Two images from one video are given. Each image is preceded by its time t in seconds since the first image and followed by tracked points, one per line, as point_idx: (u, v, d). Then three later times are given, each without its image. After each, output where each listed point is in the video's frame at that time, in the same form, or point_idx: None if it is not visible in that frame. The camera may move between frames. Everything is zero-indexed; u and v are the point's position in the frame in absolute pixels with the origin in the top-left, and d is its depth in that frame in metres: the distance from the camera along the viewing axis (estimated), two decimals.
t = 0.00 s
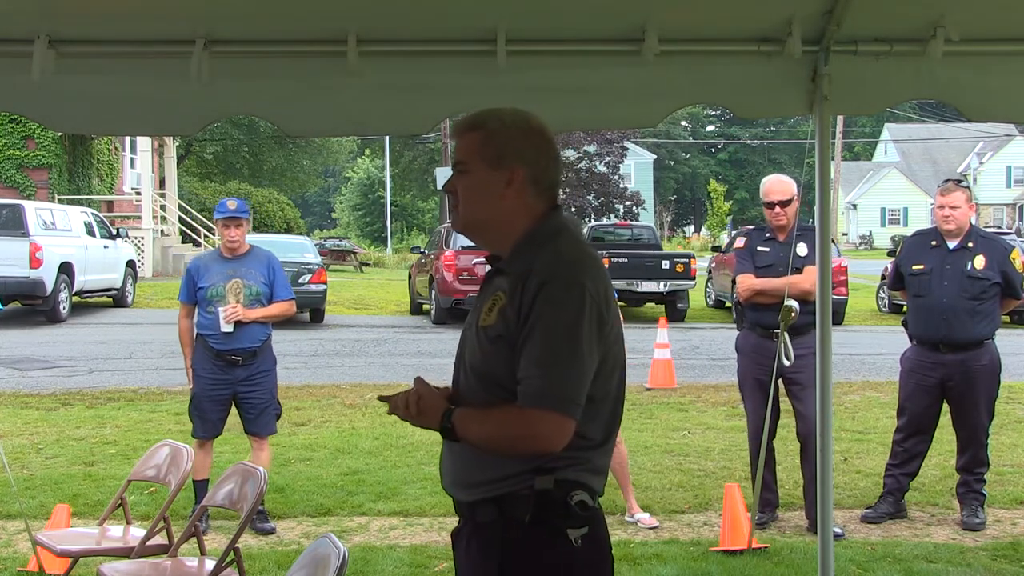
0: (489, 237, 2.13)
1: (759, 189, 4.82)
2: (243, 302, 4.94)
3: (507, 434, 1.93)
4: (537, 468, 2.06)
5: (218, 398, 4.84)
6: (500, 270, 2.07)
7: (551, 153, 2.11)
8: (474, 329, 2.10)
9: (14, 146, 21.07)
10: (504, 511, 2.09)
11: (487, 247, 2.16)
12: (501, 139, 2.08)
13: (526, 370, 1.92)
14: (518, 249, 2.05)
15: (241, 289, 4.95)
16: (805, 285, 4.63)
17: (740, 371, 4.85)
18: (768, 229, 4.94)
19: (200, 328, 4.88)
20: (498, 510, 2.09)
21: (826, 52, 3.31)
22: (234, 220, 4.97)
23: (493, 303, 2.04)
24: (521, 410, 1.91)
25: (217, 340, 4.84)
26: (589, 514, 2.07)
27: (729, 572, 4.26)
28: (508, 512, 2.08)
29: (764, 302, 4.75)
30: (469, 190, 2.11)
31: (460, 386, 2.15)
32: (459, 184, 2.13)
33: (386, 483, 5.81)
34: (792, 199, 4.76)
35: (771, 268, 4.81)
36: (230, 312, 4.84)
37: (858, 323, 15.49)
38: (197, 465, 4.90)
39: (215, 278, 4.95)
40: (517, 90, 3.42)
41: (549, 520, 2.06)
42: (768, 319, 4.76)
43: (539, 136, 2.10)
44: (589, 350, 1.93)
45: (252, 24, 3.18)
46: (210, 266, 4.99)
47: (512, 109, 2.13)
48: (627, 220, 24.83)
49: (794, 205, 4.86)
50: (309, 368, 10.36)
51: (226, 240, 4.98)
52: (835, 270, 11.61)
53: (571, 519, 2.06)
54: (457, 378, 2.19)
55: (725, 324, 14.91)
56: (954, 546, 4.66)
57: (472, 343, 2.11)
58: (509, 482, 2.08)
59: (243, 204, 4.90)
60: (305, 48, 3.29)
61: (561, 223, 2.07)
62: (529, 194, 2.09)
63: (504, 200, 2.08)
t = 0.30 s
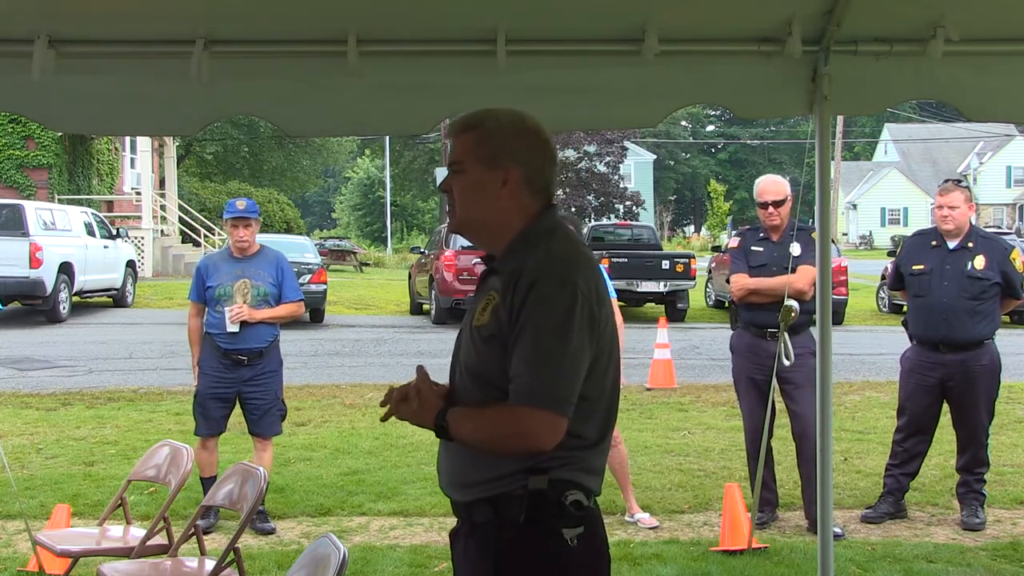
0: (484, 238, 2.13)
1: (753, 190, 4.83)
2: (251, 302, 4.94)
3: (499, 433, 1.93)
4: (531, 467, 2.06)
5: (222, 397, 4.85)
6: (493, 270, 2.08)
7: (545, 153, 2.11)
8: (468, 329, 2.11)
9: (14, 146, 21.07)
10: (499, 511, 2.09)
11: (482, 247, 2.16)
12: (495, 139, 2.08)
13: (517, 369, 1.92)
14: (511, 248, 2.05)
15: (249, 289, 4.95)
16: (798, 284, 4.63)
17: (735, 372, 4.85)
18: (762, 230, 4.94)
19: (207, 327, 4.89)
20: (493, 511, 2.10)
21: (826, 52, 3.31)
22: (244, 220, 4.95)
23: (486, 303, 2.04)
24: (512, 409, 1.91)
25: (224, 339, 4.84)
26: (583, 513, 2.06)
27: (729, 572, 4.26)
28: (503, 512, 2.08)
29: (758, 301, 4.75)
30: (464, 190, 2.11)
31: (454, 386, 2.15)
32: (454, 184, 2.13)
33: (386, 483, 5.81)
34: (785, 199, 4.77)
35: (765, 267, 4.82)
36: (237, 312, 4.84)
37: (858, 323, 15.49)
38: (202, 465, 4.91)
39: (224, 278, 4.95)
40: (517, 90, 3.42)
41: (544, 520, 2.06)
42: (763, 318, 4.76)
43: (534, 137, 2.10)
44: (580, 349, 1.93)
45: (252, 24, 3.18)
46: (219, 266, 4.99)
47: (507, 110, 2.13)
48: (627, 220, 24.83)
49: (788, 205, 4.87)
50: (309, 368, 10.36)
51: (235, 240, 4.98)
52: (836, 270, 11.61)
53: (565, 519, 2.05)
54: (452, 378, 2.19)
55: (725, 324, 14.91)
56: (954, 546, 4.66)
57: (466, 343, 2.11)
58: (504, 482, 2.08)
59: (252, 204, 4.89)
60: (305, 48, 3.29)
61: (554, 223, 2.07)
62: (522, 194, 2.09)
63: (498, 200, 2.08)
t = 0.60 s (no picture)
0: (481, 239, 2.14)
1: (748, 190, 4.85)
2: (244, 302, 4.94)
3: (497, 434, 1.93)
4: (529, 468, 2.06)
5: (220, 398, 4.85)
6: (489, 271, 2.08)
7: (540, 155, 2.12)
8: (465, 331, 2.11)
9: (14, 146, 21.07)
10: (497, 511, 2.09)
11: (479, 249, 2.16)
12: (491, 141, 2.08)
13: (514, 370, 1.92)
14: (509, 249, 2.05)
15: (242, 289, 4.95)
16: (794, 283, 4.63)
17: (730, 372, 4.84)
18: (757, 230, 4.95)
19: (201, 327, 4.90)
20: (491, 511, 2.09)
21: (826, 52, 3.31)
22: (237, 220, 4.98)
23: (483, 304, 2.05)
24: (509, 410, 1.91)
25: (217, 339, 4.84)
26: (581, 514, 2.07)
27: (729, 572, 4.26)
28: (501, 513, 2.08)
29: (753, 300, 4.76)
30: (461, 192, 2.10)
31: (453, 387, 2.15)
32: (450, 186, 2.13)
33: (386, 483, 5.81)
34: (780, 199, 4.79)
35: (760, 266, 4.82)
36: (230, 311, 4.83)
37: (858, 323, 15.49)
38: (204, 465, 4.92)
39: (217, 278, 4.96)
40: (517, 91, 3.43)
41: (543, 520, 2.06)
42: (757, 318, 4.76)
43: (528, 138, 2.11)
44: (578, 348, 1.93)
45: (252, 24, 3.18)
46: (212, 266, 5.00)
47: (502, 111, 2.13)
48: (627, 220, 24.82)
49: (783, 205, 4.89)
50: (309, 368, 10.36)
51: (229, 240, 4.98)
52: (836, 270, 11.61)
53: (564, 519, 2.06)
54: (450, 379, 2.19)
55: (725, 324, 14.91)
56: (954, 546, 4.66)
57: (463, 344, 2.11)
58: (502, 482, 2.08)
59: (246, 203, 4.91)
60: (305, 47, 3.29)
61: (551, 222, 2.07)
62: (519, 194, 2.09)
63: (495, 201, 2.08)
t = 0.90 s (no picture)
0: (484, 241, 2.13)
1: (744, 190, 4.85)
2: (231, 302, 4.93)
3: (507, 433, 1.93)
4: (533, 467, 2.06)
5: (211, 398, 4.85)
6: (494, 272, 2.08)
7: (543, 157, 2.12)
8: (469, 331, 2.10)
9: (14, 147, 21.06)
10: (499, 511, 2.09)
11: (481, 250, 2.16)
12: (495, 142, 2.08)
13: (526, 372, 1.92)
14: (516, 250, 2.05)
15: (229, 289, 4.95)
16: (791, 281, 4.63)
17: (728, 371, 4.84)
18: (753, 230, 4.97)
19: (188, 328, 4.90)
20: (493, 511, 2.09)
21: (826, 52, 3.31)
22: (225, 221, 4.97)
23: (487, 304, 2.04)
24: (521, 411, 1.91)
25: (205, 340, 4.85)
26: (584, 513, 2.07)
27: (729, 572, 4.26)
28: (504, 513, 2.08)
29: (750, 300, 4.76)
30: (465, 193, 2.09)
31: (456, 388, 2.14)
32: (453, 188, 2.12)
33: (386, 483, 5.81)
34: (776, 198, 4.79)
35: (756, 266, 4.83)
36: (217, 312, 4.83)
37: (858, 323, 15.49)
38: (201, 464, 4.91)
39: (204, 278, 4.96)
40: (516, 91, 3.42)
41: (546, 520, 2.06)
42: (754, 317, 4.76)
43: (532, 140, 2.11)
44: (589, 348, 1.93)
45: (252, 24, 3.18)
46: (200, 266, 5.00)
47: (505, 113, 2.13)
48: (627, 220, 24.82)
49: (779, 204, 4.89)
50: (309, 368, 10.36)
51: (216, 241, 4.98)
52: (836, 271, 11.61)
53: (568, 518, 2.06)
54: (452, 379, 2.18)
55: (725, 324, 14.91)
56: (954, 546, 4.66)
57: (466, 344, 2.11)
58: (505, 482, 2.08)
59: (233, 203, 4.90)
60: (305, 47, 3.29)
61: (555, 224, 2.08)
62: (524, 196, 2.09)
63: (501, 203, 2.08)
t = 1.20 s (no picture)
0: (495, 239, 2.12)
1: (743, 190, 4.85)
2: (223, 304, 4.94)
3: (537, 426, 1.92)
4: (546, 464, 2.07)
5: (203, 398, 4.85)
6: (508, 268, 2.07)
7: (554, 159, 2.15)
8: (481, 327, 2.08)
9: (14, 147, 21.05)
10: (509, 509, 2.08)
11: (491, 248, 2.15)
12: (514, 142, 2.09)
13: (551, 369, 1.92)
14: (532, 247, 2.05)
15: (222, 291, 4.95)
16: (790, 281, 4.63)
17: (728, 371, 4.84)
18: (753, 229, 4.97)
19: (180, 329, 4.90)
20: (503, 508, 2.08)
21: (826, 52, 3.31)
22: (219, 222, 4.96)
23: (501, 299, 2.04)
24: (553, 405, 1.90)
25: (196, 340, 4.85)
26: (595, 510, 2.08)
27: (730, 572, 4.26)
28: (515, 510, 2.07)
29: (749, 300, 4.76)
30: (482, 190, 2.08)
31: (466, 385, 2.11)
32: (468, 185, 2.11)
33: (386, 483, 5.81)
34: (775, 198, 4.79)
35: (756, 266, 4.84)
36: (209, 314, 4.84)
37: (858, 323, 15.48)
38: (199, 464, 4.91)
39: (197, 280, 4.96)
40: (516, 90, 3.42)
41: (558, 517, 2.06)
42: (754, 317, 4.76)
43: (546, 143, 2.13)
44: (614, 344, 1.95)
45: (252, 24, 3.18)
46: (193, 267, 5.00)
47: (520, 114, 2.15)
48: (627, 220, 24.83)
49: (778, 204, 4.89)
50: (309, 368, 10.36)
51: (209, 242, 4.98)
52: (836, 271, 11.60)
53: (581, 515, 2.06)
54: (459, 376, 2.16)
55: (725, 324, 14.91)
56: (954, 545, 4.66)
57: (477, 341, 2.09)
58: (517, 479, 2.08)
59: (227, 206, 4.89)
60: (305, 48, 3.29)
61: (568, 224, 2.10)
62: (538, 196, 2.11)
63: (517, 202, 2.09)
